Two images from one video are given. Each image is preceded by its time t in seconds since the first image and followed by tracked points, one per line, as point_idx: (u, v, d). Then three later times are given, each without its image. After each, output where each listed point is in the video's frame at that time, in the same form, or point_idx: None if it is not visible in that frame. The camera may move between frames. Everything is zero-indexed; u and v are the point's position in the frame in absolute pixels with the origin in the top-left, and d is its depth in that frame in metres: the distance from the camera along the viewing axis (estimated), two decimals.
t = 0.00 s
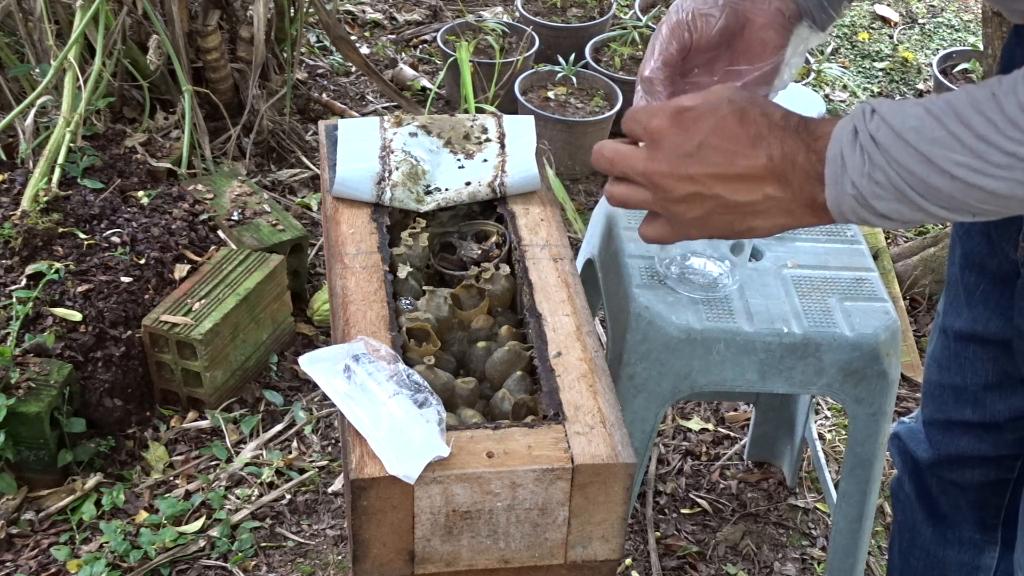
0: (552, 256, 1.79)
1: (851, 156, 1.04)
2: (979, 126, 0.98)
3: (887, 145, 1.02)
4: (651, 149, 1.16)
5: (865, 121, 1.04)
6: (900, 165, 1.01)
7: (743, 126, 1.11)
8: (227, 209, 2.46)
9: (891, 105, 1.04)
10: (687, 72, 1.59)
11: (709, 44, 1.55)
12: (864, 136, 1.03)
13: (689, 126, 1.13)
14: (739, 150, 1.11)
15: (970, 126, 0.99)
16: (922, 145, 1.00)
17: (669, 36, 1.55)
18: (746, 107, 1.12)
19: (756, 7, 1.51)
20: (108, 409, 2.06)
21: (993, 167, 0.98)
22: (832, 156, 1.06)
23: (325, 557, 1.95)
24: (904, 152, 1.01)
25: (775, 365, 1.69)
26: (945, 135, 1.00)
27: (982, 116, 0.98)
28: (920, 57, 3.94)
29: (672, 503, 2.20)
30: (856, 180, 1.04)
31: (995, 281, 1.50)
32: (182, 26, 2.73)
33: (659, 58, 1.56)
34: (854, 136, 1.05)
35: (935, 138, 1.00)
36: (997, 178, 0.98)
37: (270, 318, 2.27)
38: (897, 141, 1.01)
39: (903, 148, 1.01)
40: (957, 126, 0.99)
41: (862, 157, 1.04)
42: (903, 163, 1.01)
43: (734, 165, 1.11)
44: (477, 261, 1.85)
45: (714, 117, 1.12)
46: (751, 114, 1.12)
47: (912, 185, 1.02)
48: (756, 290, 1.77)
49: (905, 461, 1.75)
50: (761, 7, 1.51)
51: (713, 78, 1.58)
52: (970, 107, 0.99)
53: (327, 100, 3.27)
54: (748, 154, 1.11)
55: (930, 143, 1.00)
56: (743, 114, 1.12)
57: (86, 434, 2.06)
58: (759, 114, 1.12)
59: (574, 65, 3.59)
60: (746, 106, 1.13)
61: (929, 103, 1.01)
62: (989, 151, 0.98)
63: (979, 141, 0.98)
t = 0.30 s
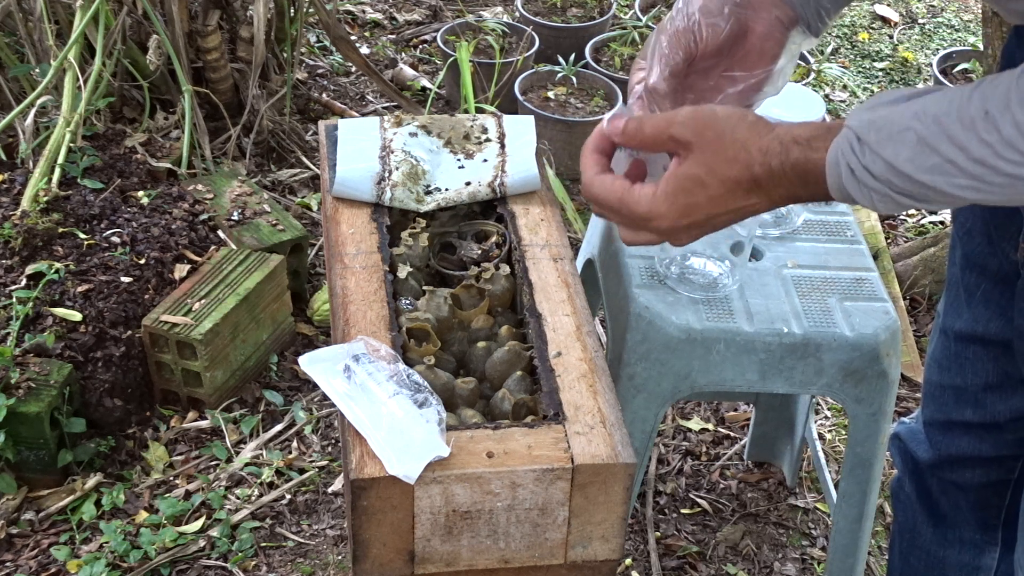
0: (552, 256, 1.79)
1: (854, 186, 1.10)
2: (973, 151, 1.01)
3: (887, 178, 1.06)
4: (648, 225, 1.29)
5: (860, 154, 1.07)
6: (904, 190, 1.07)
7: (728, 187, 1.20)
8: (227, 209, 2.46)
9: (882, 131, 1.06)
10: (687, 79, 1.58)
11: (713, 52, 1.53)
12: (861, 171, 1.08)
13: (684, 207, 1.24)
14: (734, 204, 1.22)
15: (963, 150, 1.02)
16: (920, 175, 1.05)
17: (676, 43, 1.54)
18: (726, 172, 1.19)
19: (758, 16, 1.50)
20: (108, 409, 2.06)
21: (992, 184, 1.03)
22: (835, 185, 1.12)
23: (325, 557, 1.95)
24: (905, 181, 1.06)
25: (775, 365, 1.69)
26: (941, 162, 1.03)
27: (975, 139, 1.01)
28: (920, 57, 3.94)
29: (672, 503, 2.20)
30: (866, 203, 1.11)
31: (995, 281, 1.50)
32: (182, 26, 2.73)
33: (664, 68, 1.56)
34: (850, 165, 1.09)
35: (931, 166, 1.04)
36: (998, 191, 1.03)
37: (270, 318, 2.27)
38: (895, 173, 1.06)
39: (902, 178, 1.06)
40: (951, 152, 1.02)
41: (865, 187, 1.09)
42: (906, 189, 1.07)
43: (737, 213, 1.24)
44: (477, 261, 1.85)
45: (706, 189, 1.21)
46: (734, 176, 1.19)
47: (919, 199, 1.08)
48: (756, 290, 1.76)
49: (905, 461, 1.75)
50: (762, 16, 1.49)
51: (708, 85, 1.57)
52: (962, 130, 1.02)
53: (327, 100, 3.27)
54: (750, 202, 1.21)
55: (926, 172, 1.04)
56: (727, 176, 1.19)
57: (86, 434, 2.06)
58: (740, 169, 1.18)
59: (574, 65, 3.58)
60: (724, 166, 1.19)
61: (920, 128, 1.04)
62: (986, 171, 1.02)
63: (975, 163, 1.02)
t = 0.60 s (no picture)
0: (552, 256, 1.79)
1: (866, 218, 1.10)
2: (988, 172, 1.01)
3: (901, 205, 1.07)
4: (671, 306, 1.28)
5: (868, 188, 1.07)
6: (921, 213, 1.08)
7: (736, 249, 1.18)
8: (227, 209, 2.46)
9: (888, 161, 1.06)
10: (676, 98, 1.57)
11: (701, 72, 1.52)
12: (872, 205, 1.08)
13: (699, 282, 1.23)
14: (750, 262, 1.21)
15: (979, 172, 1.02)
16: (936, 200, 1.05)
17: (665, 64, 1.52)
18: (725, 238, 1.18)
19: (747, 36, 1.49)
20: (108, 409, 2.06)
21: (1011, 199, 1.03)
22: (844, 217, 1.12)
23: (325, 557, 1.95)
24: (920, 207, 1.06)
25: (775, 365, 1.69)
26: (956, 186, 1.03)
27: (989, 161, 1.01)
28: (920, 57, 3.94)
29: (672, 503, 2.20)
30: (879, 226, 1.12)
31: (994, 282, 1.50)
32: (182, 26, 2.73)
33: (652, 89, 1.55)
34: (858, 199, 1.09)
35: (946, 190, 1.04)
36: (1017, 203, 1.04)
37: (270, 318, 2.27)
38: (910, 201, 1.06)
39: (917, 205, 1.06)
40: (966, 175, 1.02)
41: (878, 216, 1.09)
42: (922, 212, 1.07)
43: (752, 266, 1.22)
44: (477, 261, 1.85)
45: (714, 260, 1.20)
46: (735, 239, 1.17)
47: (934, 217, 1.09)
48: (756, 290, 1.76)
49: (904, 462, 1.75)
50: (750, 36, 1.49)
51: (693, 103, 1.57)
52: (974, 152, 1.01)
53: (327, 100, 3.26)
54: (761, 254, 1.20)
55: (941, 197, 1.05)
56: (729, 239, 1.18)
57: (86, 434, 2.06)
58: (739, 229, 1.16)
59: (574, 65, 3.58)
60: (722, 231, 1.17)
61: (930, 155, 1.04)
62: (1003, 190, 1.02)
63: (992, 183, 1.02)
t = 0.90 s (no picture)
0: (552, 256, 1.79)
1: (908, 203, 1.06)
2: None
3: (948, 189, 1.03)
4: (686, 273, 1.21)
5: (916, 166, 1.04)
6: (967, 202, 1.03)
7: (766, 221, 1.14)
8: (227, 209, 2.46)
9: (940, 141, 1.03)
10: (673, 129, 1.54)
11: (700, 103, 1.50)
12: (919, 184, 1.04)
13: (720, 248, 1.17)
14: (775, 243, 1.15)
15: None
16: (986, 184, 1.01)
17: (664, 98, 1.49)
18: (758, 201, 1.14)
19: (744, 67, 1.48)
20: (108, 409, 2.05)
21: None
22: (886, 202, 1.07)
23: (325, 557, 1.95)
24: (968, 192, 1.03)
25: (775, 365, 1.70)
26: (1008, 169, 1.00)
27: None
28: (920, 57, 3.94)
29: (672, 503, 2.20)
30: (920, 219, 1.07)
31: (990, 283, 1.49)
32: (182, 26, 2.73)
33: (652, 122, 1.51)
34: (904, 179, 1.05)
35: (998, 174, 1.00)
36: None
37: (270, 318, 2.27)
38: (958, 185, 1.03)
39: (965, 189, 1.02)
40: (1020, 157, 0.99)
41: (922, 202, 1.05)
42: (969, 200, 1.03)
43: (780, 253, 1.16)
44: (477, 261, 1.85)
45: (741, 224, 1.15)
46: (765, 204, 1.13)
47: (980, 212, 1.04)
48: (756, 290, 1.76)
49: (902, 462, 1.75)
50: (747, 68, 1.48)
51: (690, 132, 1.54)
52: None
53: (327, 100, 3.26)
54: (790, 238, 1.14)
55: (994, 179, 1.00)
56: (759, 204, 1.14)
57: (86, 434, 2.06)
58: (773, 196, 1.13)
59: (574, 65, 3.58)
60: (755, 194, 1.14)
61: (984, 134, 1.01)
62: None
63: None
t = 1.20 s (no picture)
0: (552, 256, 1.79)
1: (948, 255, 1.07)
2: None
3: (987, 239, 1.04)
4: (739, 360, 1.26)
5: (951, 223, 1.05)
6: (1006, 246, 1.05)
7: (806, 301, 1.16)
8: (227, 209, 2.46)
9: (971, 195, 1.04)
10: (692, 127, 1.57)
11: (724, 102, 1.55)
12: (956, 239, 1.05)
13: (768, 333, 1.21)
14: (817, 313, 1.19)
15: None
16: None
17: (690, 89, 1.52)
18: (795, 286, 1.15)
19: (770, 71, 1.53)
20: (108, 409, 2.05)
21: None
22: (925, 256, 1.09)
23: (325, 557, 1.95)
24: (1007, 238, 1.04)
25: (776, 366, 1.70)
26: None
27: None
28: (920, 57, 3.94)
29: (672, 503, 2.20)
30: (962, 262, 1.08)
31: (987, 286, 1.50)
32: (182, 26, 2.73)
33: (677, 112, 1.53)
34: (940, 236, 1.06)
35: None
36: None
37: (269, 318, 2.27)
38: (996, 234, 1.04)
39: (1004, 237, 1.03)
40: None
41: (962, 251, 1.07)
42: (1008, 245, 1.04)
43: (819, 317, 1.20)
44: (477, 261, 1.84)
45: (786, 311, 1.18)
46: (805, 287, 1.15)
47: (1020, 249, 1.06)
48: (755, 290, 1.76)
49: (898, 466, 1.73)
50: (773, 72, 1.53)
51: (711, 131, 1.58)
52: None
53: (327, 100, 3.26)
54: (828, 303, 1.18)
55: None
56: (797, 290, 1.16)
57: (86, 434, 2.06)
58: (811, 279, 1.14)
59: (573, 65, 3.58)
60: (791, 280, 1.15)
61: (1015, 182, 1.02)
62: None
63: None
